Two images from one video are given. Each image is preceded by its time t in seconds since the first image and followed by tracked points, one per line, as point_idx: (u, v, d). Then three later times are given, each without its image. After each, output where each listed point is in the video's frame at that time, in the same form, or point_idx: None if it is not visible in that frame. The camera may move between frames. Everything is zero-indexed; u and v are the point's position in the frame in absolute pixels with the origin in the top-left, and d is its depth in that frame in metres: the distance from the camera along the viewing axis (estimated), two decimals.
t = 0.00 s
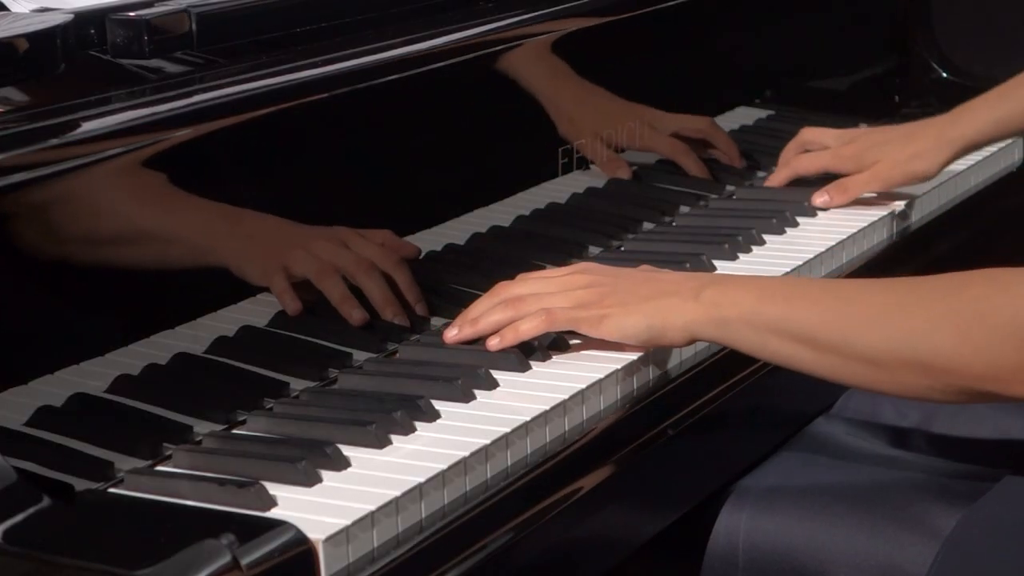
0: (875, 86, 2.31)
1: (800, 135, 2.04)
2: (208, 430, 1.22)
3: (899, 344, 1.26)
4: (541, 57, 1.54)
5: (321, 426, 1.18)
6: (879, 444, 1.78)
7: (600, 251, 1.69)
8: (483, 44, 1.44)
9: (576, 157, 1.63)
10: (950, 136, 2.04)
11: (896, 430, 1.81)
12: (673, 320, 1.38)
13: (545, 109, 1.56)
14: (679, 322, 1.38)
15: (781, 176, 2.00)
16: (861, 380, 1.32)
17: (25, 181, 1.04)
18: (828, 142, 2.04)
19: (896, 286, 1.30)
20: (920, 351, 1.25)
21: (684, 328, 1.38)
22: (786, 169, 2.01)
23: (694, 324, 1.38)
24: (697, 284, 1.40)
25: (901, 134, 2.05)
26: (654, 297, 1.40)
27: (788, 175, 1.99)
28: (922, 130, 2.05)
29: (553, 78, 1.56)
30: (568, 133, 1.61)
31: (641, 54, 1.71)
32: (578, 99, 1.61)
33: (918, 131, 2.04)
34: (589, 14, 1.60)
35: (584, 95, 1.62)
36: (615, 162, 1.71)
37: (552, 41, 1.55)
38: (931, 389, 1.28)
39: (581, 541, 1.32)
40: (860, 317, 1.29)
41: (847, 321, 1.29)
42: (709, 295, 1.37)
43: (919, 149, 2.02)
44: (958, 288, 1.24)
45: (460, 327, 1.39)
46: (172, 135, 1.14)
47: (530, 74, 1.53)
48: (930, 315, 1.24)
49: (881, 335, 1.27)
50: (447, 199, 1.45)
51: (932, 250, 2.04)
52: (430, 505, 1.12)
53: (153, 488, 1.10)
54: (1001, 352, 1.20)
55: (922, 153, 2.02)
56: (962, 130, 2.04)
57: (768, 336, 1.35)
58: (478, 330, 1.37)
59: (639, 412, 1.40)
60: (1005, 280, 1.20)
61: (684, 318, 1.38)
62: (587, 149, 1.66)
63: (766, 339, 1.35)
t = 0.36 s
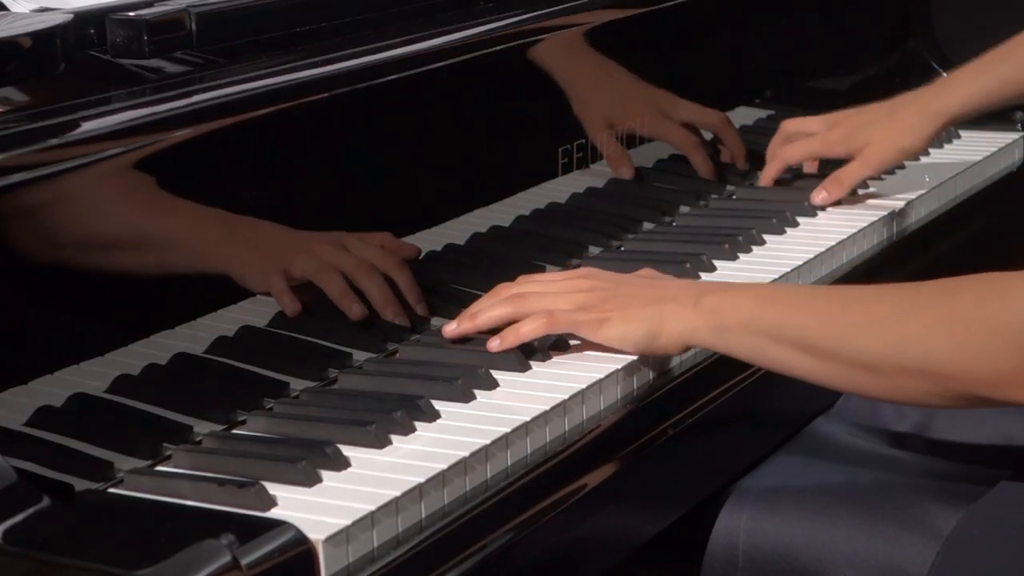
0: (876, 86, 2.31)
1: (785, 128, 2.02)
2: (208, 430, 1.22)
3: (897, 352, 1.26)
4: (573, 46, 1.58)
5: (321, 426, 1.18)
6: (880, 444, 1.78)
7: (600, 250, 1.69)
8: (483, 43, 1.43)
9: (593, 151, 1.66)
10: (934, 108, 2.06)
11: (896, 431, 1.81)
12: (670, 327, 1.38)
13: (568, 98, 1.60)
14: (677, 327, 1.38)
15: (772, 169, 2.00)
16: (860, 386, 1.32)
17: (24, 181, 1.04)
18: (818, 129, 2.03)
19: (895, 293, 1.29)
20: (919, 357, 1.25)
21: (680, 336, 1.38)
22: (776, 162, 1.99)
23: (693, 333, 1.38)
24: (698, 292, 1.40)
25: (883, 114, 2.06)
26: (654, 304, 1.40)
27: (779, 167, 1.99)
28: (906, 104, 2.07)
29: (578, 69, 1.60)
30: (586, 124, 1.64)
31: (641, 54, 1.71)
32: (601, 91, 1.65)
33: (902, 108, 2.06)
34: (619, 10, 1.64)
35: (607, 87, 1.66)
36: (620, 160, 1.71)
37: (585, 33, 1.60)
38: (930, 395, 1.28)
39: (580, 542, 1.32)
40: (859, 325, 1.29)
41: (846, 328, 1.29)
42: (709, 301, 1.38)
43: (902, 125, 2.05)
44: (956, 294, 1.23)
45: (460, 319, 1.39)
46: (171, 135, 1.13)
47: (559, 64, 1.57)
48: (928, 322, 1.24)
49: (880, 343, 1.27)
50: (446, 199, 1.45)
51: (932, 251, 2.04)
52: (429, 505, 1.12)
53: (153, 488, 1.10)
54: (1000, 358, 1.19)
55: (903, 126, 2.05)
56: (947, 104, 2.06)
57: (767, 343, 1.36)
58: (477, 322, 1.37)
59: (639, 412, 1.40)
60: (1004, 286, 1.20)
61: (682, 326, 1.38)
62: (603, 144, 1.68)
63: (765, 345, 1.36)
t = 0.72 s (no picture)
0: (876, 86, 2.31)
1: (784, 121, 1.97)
2: (208, 430, 1.21)
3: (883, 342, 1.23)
4: (608, 34, 1.64)
5: (320, 426, 1.18)
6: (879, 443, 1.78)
7: (600, 251, 1.67)
8: (484, 43, 1.43)
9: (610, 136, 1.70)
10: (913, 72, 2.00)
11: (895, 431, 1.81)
12: (662, 324, 1.37)
13: (597, 84, 1.65)
14: (669, 322, 1.36)
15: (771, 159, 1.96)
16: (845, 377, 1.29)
17: (25, 181, 1.03)
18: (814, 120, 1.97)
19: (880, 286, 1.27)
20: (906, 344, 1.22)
21: (675, 331, 1.36)
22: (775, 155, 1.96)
23: (685, 326, 1.36)
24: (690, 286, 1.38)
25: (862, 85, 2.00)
26: (651, 301, 1.38)
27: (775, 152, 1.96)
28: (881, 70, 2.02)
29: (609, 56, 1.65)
30: (609, 111, 1.69)
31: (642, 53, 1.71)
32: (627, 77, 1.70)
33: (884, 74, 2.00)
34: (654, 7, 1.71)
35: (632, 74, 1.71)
36: (627, 141, 1.74)
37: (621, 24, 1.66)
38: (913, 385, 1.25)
39: (579, 542, 1.32)
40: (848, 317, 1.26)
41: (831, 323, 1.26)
42: (704, 295, 1.35)
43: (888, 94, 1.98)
44: (943, 282, 1.21)
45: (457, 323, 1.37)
46: (171, 135, 1.13)
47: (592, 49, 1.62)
48: (917, 310, 1.21)
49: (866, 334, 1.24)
50: (446, 199, 1.45)
51: (932, 251, 2.04)
52: (430, 505, 1.12)
53: (154, 488, 1.10)
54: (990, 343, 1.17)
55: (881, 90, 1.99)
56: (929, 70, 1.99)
57: (748, 336, 1.33)
58: (475, 326, 1.35)
59: (638, 413, 1.40)
60: (989, 271, 1.18)
61: (676, 320, 1.36)
62: (620, 131, 1.72)
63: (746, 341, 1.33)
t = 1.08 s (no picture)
0: (876, 86, 2.31)
1: (795, 135, 2.02)
2: (208, 430, 1.21)
3: (816, 264, 1.07)
4: (532, 60, 1.51)
5: (320, 426, 1.18)
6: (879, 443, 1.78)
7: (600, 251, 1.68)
8: (484, 43, 1.43)
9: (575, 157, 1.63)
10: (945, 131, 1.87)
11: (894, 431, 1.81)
12: (621, 272, 1.33)
13: (541, 108, 1.55)
14: (626, 271, 1.32)
15: (769, 168, 1.97)
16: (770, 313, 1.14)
17: (25, 182, 1.02)
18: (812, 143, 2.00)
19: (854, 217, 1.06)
20: (837, 264, 1.05)
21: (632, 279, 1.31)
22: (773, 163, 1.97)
23: (640, 274, 1.30)
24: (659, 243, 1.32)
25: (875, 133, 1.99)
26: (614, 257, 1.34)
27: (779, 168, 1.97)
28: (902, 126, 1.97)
29: (545, 79, 1.54)
30: (567, 131, 1.60)
31: (642, 53, 1.71)
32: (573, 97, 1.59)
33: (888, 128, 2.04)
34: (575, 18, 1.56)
35: (580, 93, 1.61)
36: (609, 158, 1.68)
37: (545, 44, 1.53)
38: (853, 318, 1.06)
39: (579, 541, 1.32)
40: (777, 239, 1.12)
41: (750, 249, 1.15)
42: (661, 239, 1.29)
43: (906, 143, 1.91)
44: (888, 209, 1.03)
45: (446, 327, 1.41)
46: (175, 134, 1.13)
47: (519, 78, 1.50)
48: (835, 228, 1.07)
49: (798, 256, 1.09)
50: (446, 199, 1.45)
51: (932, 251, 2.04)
52: (430, 505, 1.12)
53: (154, 488, 1.10)
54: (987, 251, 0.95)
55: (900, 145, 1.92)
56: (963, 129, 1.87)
57: (677, 273, 1.25)
58: (455, 323, 1.39)
59: (637, 412, 1.40)
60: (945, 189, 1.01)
61: (634, 269, 1.31)
62: (590, 148, 1.65)
63: (684, 283, 1.24)
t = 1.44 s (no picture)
0: (876, 86, 2.31)
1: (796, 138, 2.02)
2: (208, 430, 1.20)
3: (810, 255, 1.08)
4: (515, 67, 1.49)
5: (320, 426, 1.18)
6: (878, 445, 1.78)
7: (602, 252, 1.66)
8: (484, 43, 1.43)
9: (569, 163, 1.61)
10: (939, 161, 1.80)
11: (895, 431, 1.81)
12: (596, 216, 1.33)
13: (527, 115, 1.53)
14: (603, 218, 1.32)
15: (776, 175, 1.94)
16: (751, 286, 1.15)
17: (24, 181, 1.02)
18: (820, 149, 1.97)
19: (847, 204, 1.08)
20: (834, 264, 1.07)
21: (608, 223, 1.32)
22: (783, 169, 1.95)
23: (614, 219, 1.31)
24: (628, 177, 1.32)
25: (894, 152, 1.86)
26: (588, 202, 1.34)
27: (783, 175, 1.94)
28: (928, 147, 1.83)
29: (529, 86, 1.52)
30: (557, 137, 1.59)
31: (641, 54, 1.71)
32: (559, 103, 1.57)
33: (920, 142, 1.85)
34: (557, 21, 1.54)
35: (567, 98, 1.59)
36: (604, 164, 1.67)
37: (525, 50, 1.50)
38: (838, 309, 1.09)
39: (579, 541, 1.32)
40: (767, 215, 1.13)
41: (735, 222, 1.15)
42: (634, 182, 1.30)
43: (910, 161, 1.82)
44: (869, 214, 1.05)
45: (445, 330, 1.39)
46: (176, 135, 1.12)
47: (503, 84, 1.48)
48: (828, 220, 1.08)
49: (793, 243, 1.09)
50: (445, 200, 1.46)
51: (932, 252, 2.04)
52: (429, 505, 1.12)
53: (154, 488, 1.10)
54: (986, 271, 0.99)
55: (909, 166, 1.82)
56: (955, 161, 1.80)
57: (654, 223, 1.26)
58: (449, 325, 1.37)
59: (637, 412, 1.40)
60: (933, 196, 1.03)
61: (610, 215, 1.32)
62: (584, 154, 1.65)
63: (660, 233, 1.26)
